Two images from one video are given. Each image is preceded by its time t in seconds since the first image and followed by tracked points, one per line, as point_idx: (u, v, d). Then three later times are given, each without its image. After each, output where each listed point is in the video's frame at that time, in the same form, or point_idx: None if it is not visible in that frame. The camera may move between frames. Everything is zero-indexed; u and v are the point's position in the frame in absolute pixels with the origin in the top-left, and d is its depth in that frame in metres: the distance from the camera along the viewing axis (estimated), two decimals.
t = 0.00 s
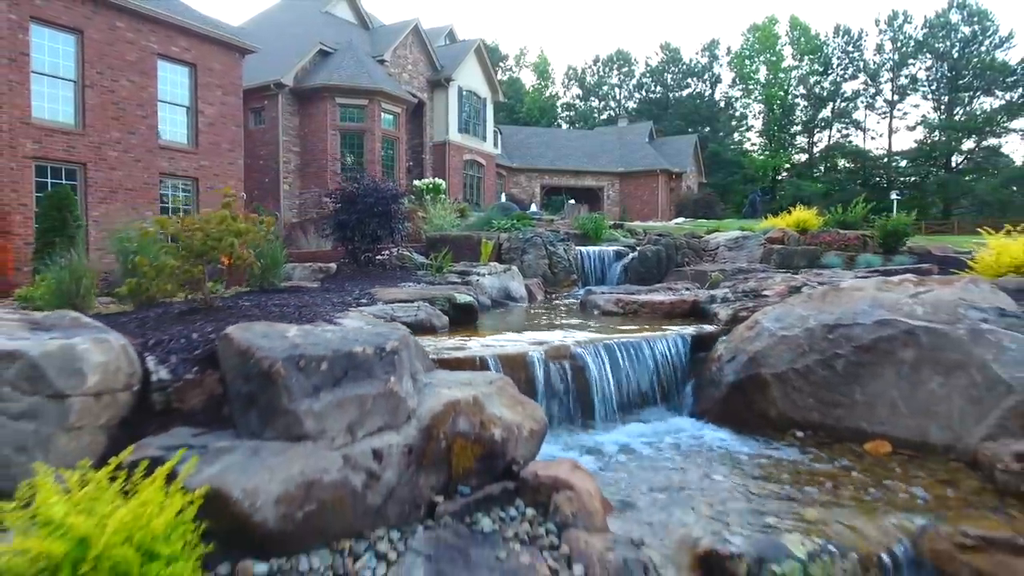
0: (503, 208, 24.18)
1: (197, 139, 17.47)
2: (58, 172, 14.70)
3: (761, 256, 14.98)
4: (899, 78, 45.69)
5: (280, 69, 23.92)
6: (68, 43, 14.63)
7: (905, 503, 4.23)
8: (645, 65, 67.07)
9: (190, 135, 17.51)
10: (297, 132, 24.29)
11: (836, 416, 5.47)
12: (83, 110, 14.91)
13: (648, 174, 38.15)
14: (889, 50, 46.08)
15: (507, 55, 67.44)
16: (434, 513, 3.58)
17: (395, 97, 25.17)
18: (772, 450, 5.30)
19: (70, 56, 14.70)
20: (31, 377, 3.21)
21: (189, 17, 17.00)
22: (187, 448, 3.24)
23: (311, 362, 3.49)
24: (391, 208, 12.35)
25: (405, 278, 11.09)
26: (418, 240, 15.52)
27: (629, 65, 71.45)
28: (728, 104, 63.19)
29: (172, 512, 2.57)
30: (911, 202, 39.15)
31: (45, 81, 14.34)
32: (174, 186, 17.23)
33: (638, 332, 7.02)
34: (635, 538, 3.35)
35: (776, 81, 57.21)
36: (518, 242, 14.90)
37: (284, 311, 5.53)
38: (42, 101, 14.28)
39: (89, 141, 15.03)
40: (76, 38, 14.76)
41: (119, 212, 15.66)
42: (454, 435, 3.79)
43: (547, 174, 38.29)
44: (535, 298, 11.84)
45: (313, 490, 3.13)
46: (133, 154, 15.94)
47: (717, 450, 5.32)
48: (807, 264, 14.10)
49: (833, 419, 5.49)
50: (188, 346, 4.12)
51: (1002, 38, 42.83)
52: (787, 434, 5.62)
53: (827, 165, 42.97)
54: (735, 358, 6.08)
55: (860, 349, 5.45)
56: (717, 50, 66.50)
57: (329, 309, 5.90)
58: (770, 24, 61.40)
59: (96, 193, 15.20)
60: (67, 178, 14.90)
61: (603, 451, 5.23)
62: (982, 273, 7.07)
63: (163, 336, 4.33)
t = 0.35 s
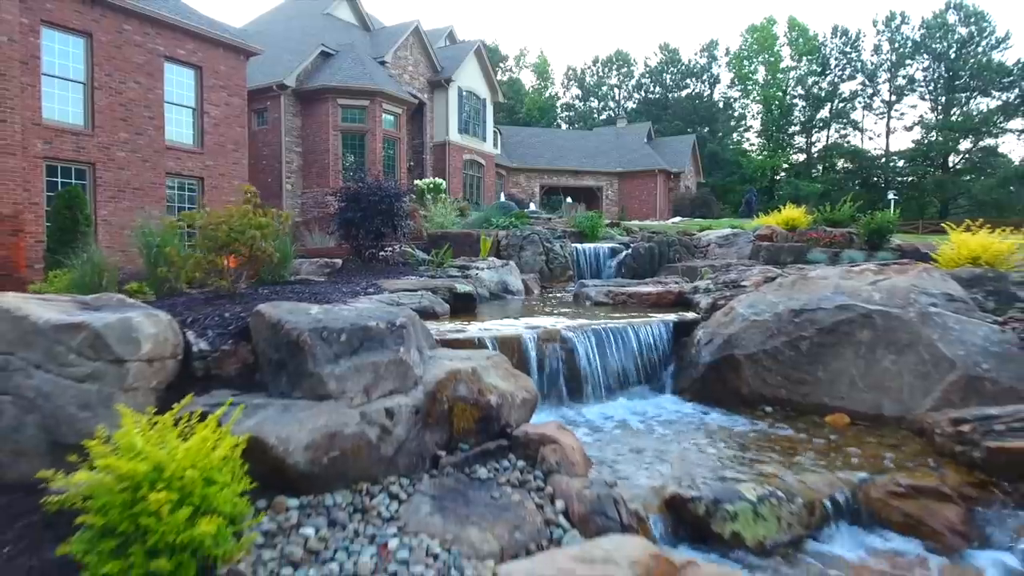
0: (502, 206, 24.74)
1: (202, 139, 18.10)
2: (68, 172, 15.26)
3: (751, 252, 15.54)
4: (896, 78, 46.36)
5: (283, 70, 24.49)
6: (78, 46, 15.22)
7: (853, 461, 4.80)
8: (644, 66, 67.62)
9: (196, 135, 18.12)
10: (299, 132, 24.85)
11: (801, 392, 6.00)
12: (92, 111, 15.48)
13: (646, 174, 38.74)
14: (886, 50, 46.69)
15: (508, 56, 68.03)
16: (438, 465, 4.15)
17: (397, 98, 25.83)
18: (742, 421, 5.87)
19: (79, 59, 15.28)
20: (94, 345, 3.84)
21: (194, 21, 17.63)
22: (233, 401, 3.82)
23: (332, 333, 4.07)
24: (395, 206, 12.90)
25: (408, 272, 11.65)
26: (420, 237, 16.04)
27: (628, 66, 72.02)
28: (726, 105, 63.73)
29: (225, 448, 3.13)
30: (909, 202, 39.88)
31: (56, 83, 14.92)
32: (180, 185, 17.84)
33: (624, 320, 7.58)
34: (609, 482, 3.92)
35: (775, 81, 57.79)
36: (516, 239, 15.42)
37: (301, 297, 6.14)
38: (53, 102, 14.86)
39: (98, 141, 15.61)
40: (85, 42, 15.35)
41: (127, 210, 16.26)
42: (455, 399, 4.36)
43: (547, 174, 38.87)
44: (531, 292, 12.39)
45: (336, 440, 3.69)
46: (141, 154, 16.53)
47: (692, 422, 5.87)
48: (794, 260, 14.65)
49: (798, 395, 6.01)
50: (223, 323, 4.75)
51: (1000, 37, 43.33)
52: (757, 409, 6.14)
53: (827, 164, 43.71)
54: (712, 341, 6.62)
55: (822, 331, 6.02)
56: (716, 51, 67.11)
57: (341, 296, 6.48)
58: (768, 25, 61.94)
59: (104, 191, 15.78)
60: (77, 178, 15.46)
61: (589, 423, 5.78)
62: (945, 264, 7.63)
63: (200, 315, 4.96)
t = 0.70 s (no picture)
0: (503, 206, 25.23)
1: (207, 140, 18.67)
2: (78, 172, 15.78)
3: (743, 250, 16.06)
4: (894, 78, 46.92)
5: (286, 71, 24.98)
6: (86, 48, 15.73)
7: (819, 434, 5.29)
8: (644, 67, 68.13)
9: (201, 136, 18.70)
10: (302, 133, 25.36)
11: (778, 374, 6.50)
12: (100, 112, 16.01)
13: (644, 174, 39.24)
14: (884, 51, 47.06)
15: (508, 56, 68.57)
16: (445, 432, 4.66)
17: (399, 99, 26.32)
18: (724, 401, 6.36)
19: (88, 61, 15.80)
20: (141, 324, 4.39)
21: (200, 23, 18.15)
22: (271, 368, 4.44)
23: (351, 315, 4.60)
24: (398, 205, 13.29)
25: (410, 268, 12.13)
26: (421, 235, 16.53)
27: (628, 66, 72.57)
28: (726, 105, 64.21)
29: (264, 408, 3.66)
30: (907, 201, 40.29)
31: (66, 85, 15.45)
32: (186, 185, 18.39)
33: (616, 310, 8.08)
34: (596, 446, 4.42)
35: (774, 82, 58.34)
36: (516, 237, 15.94)
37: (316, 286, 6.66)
38: (62, 104, 15.38)
39: (106, 141, 16.12)
40: (94, 44, 15.86)
41: (134, 209, 16.79)
42: (459, 375, 4.87)
43: (547, 174, 39.39)
44: (530, 286, 12.88)
45: (355, 407, 4.19)
46: (147, 154, 17.05)
47: (676, 401, 6.37)
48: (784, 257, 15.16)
49: (776, 377, 6.51)
50: (250, 308, 5.28)
51: (997, 38, 43.60)
52: (738, 391, 6.64)
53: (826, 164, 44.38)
54: (697, 329, 7.12)
55: (796, 318, 6.52)
56: (715, 51, 67.59)
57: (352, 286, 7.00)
58: (767, 26, 62.44)
59: (113, 191, 16.31)
60: (86, 177, 15.97)
61: (582, 403, 6.28)
62: (916, 258, 8.11)
63: (228, 301, 5.50)
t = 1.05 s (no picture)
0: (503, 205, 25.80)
1: (213, 141, 19.27)
2: (89, 172, 16.38)
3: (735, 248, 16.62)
4: (893, 79, 47.75)
5: (290, 72, 25.51)
6: (97, 51, 16.30)
7: (790, 410, 5.84)
8: (644, 67, 68.71)
9: (208, 137, 19.31)
10: (305, 133, 25.92)
11: (758, 359, 7.05)
12: (110, 114, 16.58)
13: (644, 174, 39.80)
14: (882, 52, 48.07)
15: (508, 57, 69.18)
16: (452, 405, 5.22)
17: (400, 100, 26.86)
18: (708, 383, 6.91)
19: (98, 64, 16.37)
20: (183, 308, 4.99)
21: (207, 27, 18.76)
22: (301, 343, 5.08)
23: (368, 300, 5.18)
24: (402, 204, 13.86)
25: (415, 264, 12.71)
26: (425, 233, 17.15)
27: (628, 66, 73.24)
28: (725, 105, 64.76)
29: (296, 376, 4.24)
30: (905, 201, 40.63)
31: (77, 87, 16.02)
32: (193, 185, 19.01)
33: (609, 302, 8.64)
34: (587, 416, 4.97)
35: (773, 83, 58.89)
36: (515, 235, 16.50)
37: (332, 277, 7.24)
38: (74, 106, 15.96)
39: (116, 142, 16.69)
40: (104, 47, 16.42)
41: (143, 208, 17.39)
42: (465, 355, 5.42)
43: (547, 174, 39.95)
44: (530, 282, 13.44)
45: (373, 380, 4.75)
46: (156, 155, 17.65)
47: (663, 383, 6.92)
48: (775, 254, 15.70)
49: (756, 362, 7.06)
50: (276, 296, 5.87)
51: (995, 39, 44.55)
52: (722, 374, 7.18)
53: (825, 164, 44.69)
54: (684, 317, 7.68)
55: (774, 307, 7.08)
56: (715, 52, 68.14)
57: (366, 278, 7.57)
58: (766, 27, 62.96)
59: (122, 190, 16.90)
60: (96, 178, 16.57)
61: (577, 385, 6.83)
62: (891, 252, 8.70)
63: (254, 292, 6.09)
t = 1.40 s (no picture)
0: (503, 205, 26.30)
1: (218, 142, 19.79)
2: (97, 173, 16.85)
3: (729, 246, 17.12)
4: (891, 80, 48.37)
5: (292, 74, 25.99)
6: (105, 54, 16.76)
7: (768, 393, 6.33)
8: (644, 68, 69.24)
9: (213, 138, 19.83)
10: (307, 134, 26.42)
11: (742, 347, 7.55)
12: (119, 116, 17.09)
13: (642, 174, 40.30)
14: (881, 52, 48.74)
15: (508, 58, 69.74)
16: (458, 385, 5.71)
17: (401, 101, 27.32)
18: (697, 369, 7.43)
19: (106, 66, 16.84)
20: (214, 296, 5.64)
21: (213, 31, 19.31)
22: (321, 326, 5.64)
23: (381, 290, 5.72)
24: (406, 204, 14.29)
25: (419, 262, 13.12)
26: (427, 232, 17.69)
27: (627, 67, 73.80)
28: (724, 106, 65.25)
29: (319, 356, 4.75)
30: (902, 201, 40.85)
31: (86, 90, 16.52)
32: (198, 185, 19.54)
33: (603, 296, 9.14)
34: (579, 394, 5.47)
35: (771, 83, 59.40)
36: (515, 234, 17.02)
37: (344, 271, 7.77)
38: (83, 108, 16.48)
39: (123, 143, 17.21)
40: (112, 50, 16.87)
41: (150, 208, 17.92)
42: (468, 340, 5.94)
43: (546, 174, 40.45)
44: (529, 279, 13.93)
45: (386, 361, 5.25)
46: (162, 156, 18.16)
47: (653, 370, 7.41)
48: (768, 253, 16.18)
49: (740, 350, 7.56)
50: (296, 289, 6.45)
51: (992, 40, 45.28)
52: (707, 362, 7.68)
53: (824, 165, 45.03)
54: (673, 310, 8.18)
55: (756, 299, 7.58)
56: (714, 52, 68.64)
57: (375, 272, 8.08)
58: (765, 28, 63.45)
59: (129, 190, 17.43)
60: (105, 178, 17.05)
61: (573, 372, 7.31)
62: (870, 248, 9.17)
63: (275, 285, 6.68)
